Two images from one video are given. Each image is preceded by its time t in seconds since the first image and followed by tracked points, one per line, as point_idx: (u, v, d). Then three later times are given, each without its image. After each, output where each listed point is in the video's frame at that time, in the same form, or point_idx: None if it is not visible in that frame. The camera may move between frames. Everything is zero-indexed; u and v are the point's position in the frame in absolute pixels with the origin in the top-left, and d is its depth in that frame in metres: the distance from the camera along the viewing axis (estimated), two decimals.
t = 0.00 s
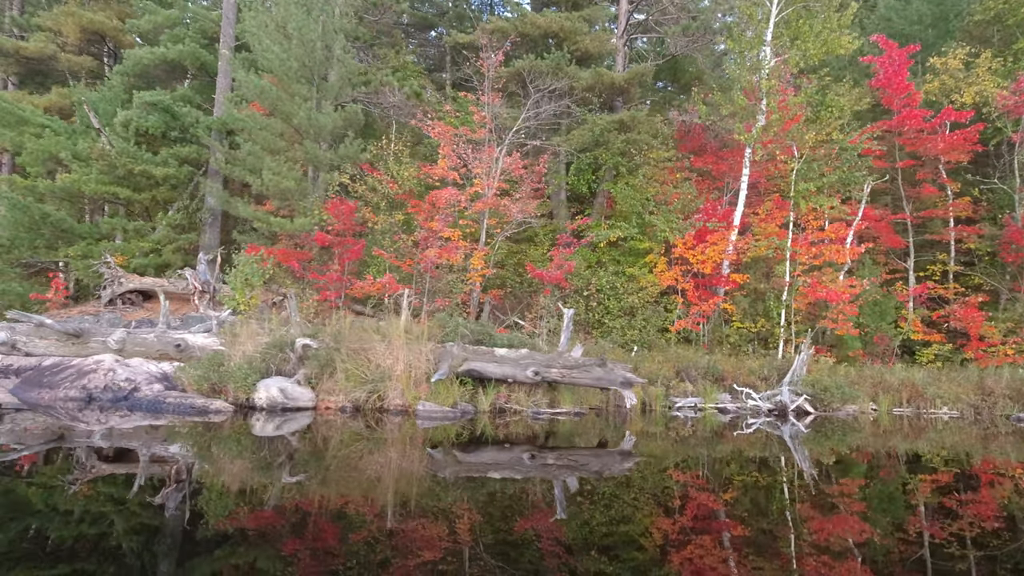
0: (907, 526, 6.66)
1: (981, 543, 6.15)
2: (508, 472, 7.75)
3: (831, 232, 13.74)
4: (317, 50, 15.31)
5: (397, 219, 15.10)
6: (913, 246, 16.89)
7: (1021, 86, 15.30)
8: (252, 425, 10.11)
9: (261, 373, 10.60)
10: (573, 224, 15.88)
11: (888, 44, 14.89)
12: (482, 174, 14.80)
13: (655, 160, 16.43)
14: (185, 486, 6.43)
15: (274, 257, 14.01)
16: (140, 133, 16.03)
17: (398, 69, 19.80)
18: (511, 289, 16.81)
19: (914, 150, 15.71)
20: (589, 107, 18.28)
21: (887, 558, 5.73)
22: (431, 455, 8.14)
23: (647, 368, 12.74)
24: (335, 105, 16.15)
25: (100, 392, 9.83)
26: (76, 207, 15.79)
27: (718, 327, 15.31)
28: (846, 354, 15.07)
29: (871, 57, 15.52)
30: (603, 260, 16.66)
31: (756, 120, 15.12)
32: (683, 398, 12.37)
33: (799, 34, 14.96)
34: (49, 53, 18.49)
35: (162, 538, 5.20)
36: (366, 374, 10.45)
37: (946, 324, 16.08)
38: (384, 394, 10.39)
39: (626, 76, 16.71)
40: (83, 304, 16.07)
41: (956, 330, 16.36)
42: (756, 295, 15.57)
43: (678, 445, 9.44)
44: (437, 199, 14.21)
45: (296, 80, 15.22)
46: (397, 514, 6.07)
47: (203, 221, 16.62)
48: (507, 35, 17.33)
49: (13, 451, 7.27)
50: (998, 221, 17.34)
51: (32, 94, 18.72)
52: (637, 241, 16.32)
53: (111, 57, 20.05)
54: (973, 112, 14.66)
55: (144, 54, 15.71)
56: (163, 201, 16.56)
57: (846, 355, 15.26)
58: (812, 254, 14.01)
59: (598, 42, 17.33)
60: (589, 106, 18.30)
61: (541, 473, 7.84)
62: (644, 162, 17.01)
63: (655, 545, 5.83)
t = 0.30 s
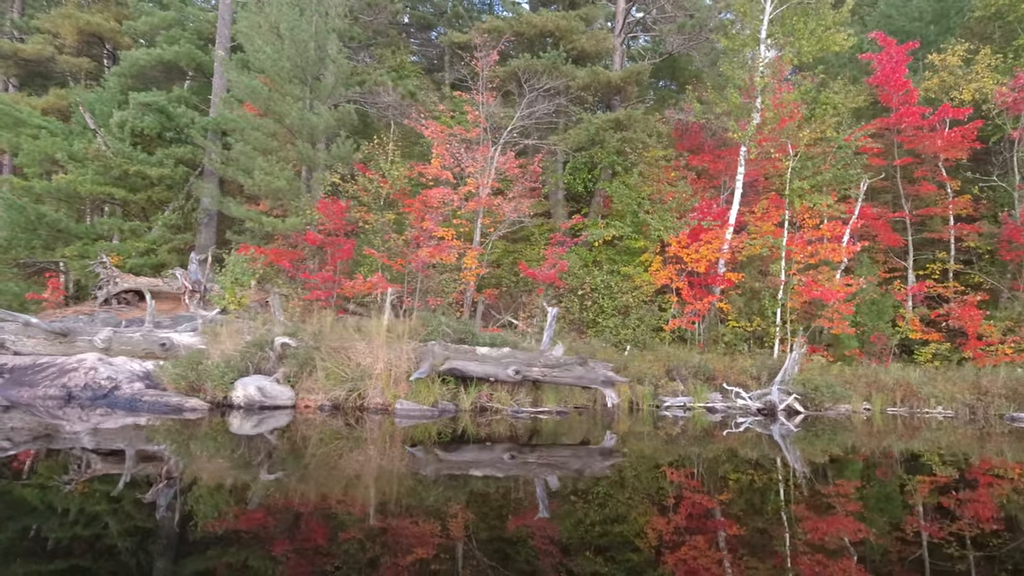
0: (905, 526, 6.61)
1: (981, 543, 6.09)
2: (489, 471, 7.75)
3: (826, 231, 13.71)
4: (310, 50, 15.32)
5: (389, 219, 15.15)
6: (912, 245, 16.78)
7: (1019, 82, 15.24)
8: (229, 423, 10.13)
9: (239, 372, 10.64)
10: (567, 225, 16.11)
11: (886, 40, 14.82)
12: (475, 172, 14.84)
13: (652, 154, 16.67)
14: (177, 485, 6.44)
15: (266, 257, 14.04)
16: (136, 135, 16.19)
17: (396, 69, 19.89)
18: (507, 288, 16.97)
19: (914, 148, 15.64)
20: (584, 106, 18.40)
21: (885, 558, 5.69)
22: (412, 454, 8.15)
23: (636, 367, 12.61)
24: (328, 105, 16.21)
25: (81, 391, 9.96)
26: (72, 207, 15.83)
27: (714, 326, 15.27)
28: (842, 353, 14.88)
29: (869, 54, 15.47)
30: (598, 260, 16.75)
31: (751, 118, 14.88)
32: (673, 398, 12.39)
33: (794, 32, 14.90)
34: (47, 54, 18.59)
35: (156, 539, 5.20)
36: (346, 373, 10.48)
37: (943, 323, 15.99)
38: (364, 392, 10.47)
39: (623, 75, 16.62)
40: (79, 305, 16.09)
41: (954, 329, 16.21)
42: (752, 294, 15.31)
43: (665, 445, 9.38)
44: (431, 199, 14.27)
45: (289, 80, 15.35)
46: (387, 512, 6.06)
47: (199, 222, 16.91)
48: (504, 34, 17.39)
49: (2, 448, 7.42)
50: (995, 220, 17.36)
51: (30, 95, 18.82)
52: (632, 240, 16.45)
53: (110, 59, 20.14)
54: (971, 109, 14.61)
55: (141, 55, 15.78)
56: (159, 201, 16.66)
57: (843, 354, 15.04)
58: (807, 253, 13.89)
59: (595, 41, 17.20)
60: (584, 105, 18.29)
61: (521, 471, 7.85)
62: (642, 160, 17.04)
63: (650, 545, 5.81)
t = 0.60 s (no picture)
0: (900, 524, 6.58)
1: (977, 540, 6.06)
2: (469, 466, 7.69)
3: (819, 227, 13.67)
4: (300, 47, 15.28)
5: (380, 216, 15.17)
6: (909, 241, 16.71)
7: (1016, 76, 15.15)
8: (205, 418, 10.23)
9: (217, 368, 10.66)
10: (559, 222, 16.06)
11: (883, 35, 14.73)
12: (466, 170, 14.87)
13: (645, 153, 16.71)
14: (166, 481, 6.45)
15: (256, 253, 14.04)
16: (130, 133, 16.39)
17: (390, 66, 19.92)
18: (501, 285, 16.82)
19: (910, 143, 15.55)
20: (578, 102, 18.38)
21: (880, 555, 5.66)
22: (391, 450, 8.04)
23: (622, 364, 12.56)
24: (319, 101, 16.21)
25: (58, 386, 10.01)
26: (65, 205, 15.96)
27: (708, 323, 15.14)
28: (836, 349, 14.83)
29: (865, 49, 15.39)
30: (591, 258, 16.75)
31: (743, 113, 15.04)
32: (661, 395, 12.48)
33: (787, 26, 14.80)
34: (41, 52, 18.65)
35: (150, 533, 5.23)
36: (323, 369, 10.56)
37: (938, 320, 15.94)
38: (342, 387, 10.56)
39: (617, 70, 16.80)
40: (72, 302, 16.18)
41: (950, 325, 16.12)
42: (745, 291, 15.47)
43: (651, 441, 9.37)
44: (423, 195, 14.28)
45: (279, 77, 15.27)
46: (375, 508, 6.07)
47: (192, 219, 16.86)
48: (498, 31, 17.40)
49: None
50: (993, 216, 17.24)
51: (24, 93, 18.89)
52: (625, 236, 16.51)
53: (104, 56, 20.21)
54: (966, 105, 14.53)
55: (134, 53, 15.90)
56: (151, 199, 16.72)
57: (837, 351, 14.93)
58: (800, 249, 13.77)
59: (589, 37, 17.31)
60: (578, 101, 18.25)
61: (502, 467, 7.79)
62: (637, 158, 17.10)
63: (642, 543, 5.80)
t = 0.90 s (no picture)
0: (892, 522, 6.55)
1: (970, 539, 6.03)
2: (448, 465, 7.62)
3: (811, 224, 13.61)
4: (290, 45, 15.36)
5: (370, 214, 15.22)
6: (904, 239, 16.69)
7: (1010, 73, 15.13)
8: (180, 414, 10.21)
9: (194, 365, 10.60)
10: (550, 219, 16.01)
11: (878, 31, 14.68)
12: (456, 168, 14.96)
13: (640, 151, 16.97)
14: (153, 478, 6.44)
15: (244, 251, 14.03)
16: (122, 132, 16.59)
17: (383, 64, 19.97)
18: (492, 283, 16.95)
19: (905, 140, 15.50)
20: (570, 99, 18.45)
21: (873, 554, 5.63)
22: (369, 447, 7.92)
23: (608, 362, 12.59)
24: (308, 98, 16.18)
25: (35, 383, 9.99)
26: (57, 203, 16.35)
27: (700, 321, 15.10)
28: (829, 348, 14.80)
29: (860, 45, 15.35)
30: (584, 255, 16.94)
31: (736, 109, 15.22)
32: (646, 393, 12.45)
33: (777, 22, 14.79)
34: (35, 51, 18.72)
35: (142, 529, 5.21)
36: (302, 365, 10.59)
37: (932, 318, 15.89)
38: (319, 383, 10.58)
39: (610, 68, 16.89)
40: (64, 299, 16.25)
41: (944, 323, 16.07)
42: (737, 288, 15.43)
43: (637, 439, 9.35)
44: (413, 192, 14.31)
45: (268, 74, 15.31)
46: (363, 505, 6.06)
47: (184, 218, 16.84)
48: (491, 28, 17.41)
49: None
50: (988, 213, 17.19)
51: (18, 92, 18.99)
52: (617, 234, 16.59)
53: (99, 55, 20.40)
54: (960, 102, 14.51)
55: (126, 52, 16.00)
56: (143, 196, 16.76)
57: (829, 349, 14.95)
58: (791, 246, 13.67)
59: (584, 34, 17.42)
60: (571, 99, 18.30)
61: (480, 465, 7.74)
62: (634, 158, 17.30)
63: (632, 541, 5.79)
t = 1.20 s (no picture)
0: (884, 522, 6.52)
1: (964, 539, 6.00)
2: (425, 462, 7.63)
3: (802, 223, 13.40)
4: (278, 44, 15.36)
5: (361, 213, 15.26)
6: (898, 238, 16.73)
7: (1004, 71, 15.13)
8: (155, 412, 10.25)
9: (168, 364, 10.59)
10: (540, 218, 15.98)
11: (872, 29, 14.66)
12: (447, 167, 14.95)
13: (637, 148, 17.12)
14: (141, 477, 6.40)
15: (230, 251, 13.97)
16: (114, 132, 16.65)
17: (377, 63, 20.05)
18: (484, 282, 16.96)
19: (899, 139, 15.48)
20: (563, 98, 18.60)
21: (867, 555, 5.60)
22: (347, 446, 7.89)
23: (594, 361, 12.58)
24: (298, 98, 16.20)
25: (11, 381, 10.05)
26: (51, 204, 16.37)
27: (694, 321, 15.06)
28: (822, 347, 14.76)
29: (854, 42, 15.35)
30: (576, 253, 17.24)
31: (728, 108, 15.34)
32: (633, 391, 12.45)
33: (768, 20, 14.81)
34: (28, 51, 18.76)
35: (132, 529, 5.14)
36: (280, 364, 10.64)
37: (925, 317, 15.86)
38: (296, 382, 10.62)
39: (603, 67, 17.02)
40: (54, 298, 16.25)
41: (936, 322, 16.04)
42: (729, 287, 15.42)
43: (623, 438, 9.33)
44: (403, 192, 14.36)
45: (256, 74, 15.37)
46: (352, 504, 6.03)
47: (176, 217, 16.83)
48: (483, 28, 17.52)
49: None
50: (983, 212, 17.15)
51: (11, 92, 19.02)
52: (609, 233, 16.99)
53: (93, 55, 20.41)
54: (953, 101, 14.49)
55: (118, 52, 16.00)
56: (135, 196, 16.79)
57: (821, 348, 14.96)
58: (781, 246, 13.38)
59: (578, 34, 17.52)
60: (562, 98, 18.39)
61: (457, 464, 7.75)
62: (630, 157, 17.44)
63: (622, 540, 5.77)
